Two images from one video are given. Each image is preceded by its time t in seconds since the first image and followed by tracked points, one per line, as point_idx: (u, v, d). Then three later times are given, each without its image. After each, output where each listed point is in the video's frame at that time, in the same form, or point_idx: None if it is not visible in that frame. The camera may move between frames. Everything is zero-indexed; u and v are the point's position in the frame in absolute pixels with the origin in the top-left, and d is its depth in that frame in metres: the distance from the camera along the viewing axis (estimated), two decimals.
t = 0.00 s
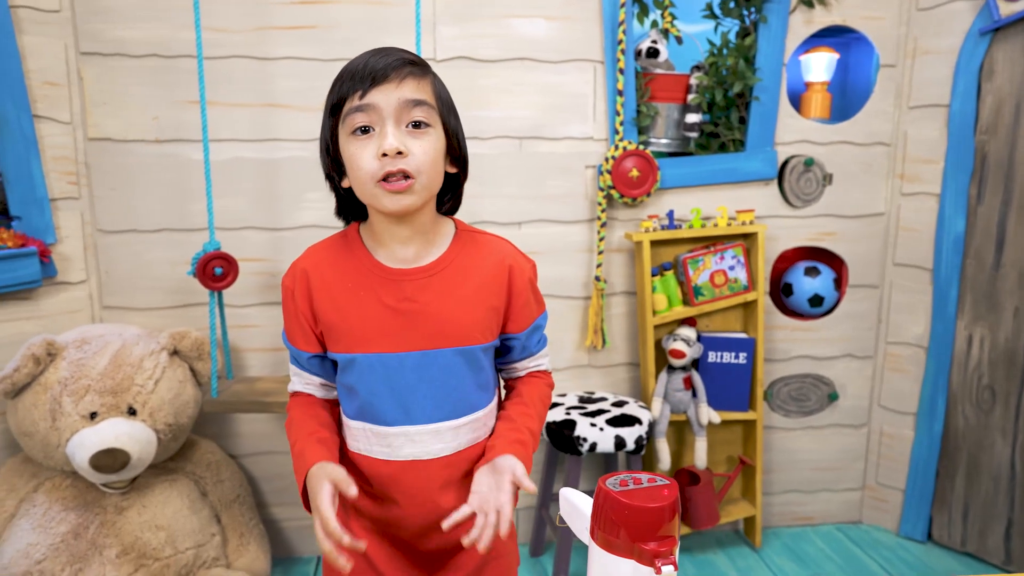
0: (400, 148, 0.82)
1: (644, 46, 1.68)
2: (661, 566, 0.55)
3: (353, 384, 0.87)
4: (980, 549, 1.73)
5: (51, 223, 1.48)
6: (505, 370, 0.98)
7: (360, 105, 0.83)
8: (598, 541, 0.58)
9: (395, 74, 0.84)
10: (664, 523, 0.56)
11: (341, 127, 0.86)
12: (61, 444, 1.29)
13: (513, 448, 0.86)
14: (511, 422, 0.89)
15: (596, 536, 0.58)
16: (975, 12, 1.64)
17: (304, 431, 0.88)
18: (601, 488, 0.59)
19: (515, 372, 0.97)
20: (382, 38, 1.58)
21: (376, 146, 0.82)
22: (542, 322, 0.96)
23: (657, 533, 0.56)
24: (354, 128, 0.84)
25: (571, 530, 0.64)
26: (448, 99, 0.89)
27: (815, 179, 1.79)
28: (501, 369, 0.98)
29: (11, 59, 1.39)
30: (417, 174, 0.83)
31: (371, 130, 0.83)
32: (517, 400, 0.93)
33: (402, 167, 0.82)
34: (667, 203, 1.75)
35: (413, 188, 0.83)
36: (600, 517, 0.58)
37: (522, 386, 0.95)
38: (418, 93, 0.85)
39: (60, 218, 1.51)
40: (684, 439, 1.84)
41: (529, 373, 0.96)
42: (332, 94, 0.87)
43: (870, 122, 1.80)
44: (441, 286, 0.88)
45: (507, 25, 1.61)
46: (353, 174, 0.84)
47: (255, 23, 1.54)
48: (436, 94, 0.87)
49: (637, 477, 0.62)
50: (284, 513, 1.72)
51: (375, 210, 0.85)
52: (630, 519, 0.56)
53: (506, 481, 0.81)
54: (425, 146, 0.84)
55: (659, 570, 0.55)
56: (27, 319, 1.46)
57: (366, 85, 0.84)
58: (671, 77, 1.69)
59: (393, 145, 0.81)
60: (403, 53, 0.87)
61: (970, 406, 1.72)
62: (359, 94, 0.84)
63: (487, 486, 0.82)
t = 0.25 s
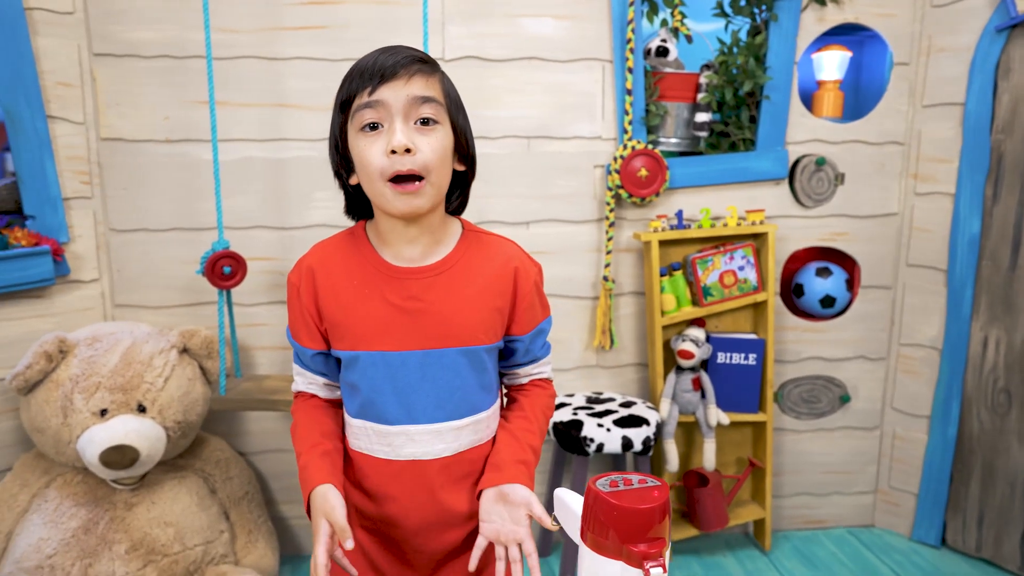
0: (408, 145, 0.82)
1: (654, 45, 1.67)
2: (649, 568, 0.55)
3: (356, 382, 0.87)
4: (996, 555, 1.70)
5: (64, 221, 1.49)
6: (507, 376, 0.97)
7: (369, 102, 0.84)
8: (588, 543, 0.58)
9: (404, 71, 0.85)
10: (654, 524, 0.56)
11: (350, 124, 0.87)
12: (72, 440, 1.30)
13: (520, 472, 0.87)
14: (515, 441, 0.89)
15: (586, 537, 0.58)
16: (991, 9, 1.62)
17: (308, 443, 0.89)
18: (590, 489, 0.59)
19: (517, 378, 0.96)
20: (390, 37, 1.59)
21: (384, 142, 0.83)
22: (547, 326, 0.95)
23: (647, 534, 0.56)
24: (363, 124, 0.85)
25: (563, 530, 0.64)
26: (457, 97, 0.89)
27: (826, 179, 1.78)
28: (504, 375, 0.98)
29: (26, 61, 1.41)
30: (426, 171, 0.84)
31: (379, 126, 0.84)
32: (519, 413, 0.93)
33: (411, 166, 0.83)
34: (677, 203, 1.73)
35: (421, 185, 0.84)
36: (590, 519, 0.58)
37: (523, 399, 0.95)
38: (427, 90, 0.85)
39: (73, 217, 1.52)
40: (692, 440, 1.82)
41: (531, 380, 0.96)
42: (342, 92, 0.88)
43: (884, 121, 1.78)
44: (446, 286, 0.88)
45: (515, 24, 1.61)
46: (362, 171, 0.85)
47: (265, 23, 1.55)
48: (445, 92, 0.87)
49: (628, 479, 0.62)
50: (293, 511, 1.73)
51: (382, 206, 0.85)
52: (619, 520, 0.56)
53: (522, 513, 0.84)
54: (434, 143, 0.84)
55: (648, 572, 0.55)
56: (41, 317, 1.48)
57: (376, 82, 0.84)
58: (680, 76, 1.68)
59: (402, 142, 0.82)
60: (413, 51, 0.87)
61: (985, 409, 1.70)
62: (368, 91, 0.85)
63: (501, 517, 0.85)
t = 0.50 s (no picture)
0: (416, 137, 0.82)
1: (664, 43, 1.67)
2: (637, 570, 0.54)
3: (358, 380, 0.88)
4: (1012, 561, 1.67)
5: (77, 221, 1.51)
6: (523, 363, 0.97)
7: (378, 96, 0.84)
8: (576, 543, 0.57)
9: (413, 66, 0.85)
10: (643, 525, 0.56)
11: (358, 119, 0.87)
12: (83, 436, 1.32)
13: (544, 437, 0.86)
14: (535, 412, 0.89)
15: (573, 538, 0.58)
16: (1008, 5, 1.59)
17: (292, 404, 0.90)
18: (578, 490, 0.59)
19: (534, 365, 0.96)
20: (399, 37, 1.59)
21: (392, 136, 0.83)
22: (554, 318, 0.94)
23: (635, 536, 0.56)
24: (371, 119, 0.85)
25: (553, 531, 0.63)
26: (466, 94, 0.89)
27: (839, 179, 1.76)
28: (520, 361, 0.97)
29: (41, 62, 1.43)
30: (434, 165, 0.84)
31: (388, 121, 0.84)
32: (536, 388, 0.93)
33: (419, 157, 0.83)
34: (686, 203, 1.72)
35: (429, 177, 0.84)
36: (579, 521, 0.57)
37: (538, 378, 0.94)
38: (436, 86, 0.85)
39: (87, 216, 1.54)
40: (702, 442, 1.81)
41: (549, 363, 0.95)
42: (350, 88, 0.88)
43: (898, 120, 1.76)
44: (450, 285, 0.88)
45: (524, 24, 1.61)
46: (368, 165, 0.85)
47: (275, 24, 1.56)
48: (454, 88, 0.87)
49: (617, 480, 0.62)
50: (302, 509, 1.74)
51: (388, 202, 0.85)
52: (606, 519, 0.55)
53: (540, 462, 0.81)
54: (442, 138, 0.84)
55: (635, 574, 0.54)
56: (55, 315, 1.50)
57: (385, 77, 0.85)
58: (690, 75, 1.68)
59: (410, 135, 0.82)
60: (423, 48, 0.88)
61: (1002, 412, 1.67)
62: (377, 86, 0.85)
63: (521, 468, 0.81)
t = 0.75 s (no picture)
0: (426, 147, 0.83)
1: (676, 41, 1.66)
2: (620, 567, 0.61)
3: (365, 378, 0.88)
4: None
5: (92, 218, 1.53)
6: (528, 368, 1.00)
7: (387, 102, 0.84)
8: (565, 541, 0.63)
9: (424, 71, 0.85)
10: (628, 524, 0.61)
11: (366, 124, 0.87)
12: (97, 430, 1.34)
13: (593, 430, 0.90)
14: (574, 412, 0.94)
15: (563, 535, 0.64)
16: None
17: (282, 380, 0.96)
18: (566, 488, 0.64)
19: (539, 368, 0.99)
20: (410, 36, 1.60)
21: (401, 144, 0.84)
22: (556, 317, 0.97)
23: (621, 534, 0.61)
24: (380, 125, 0.85)
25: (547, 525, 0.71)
26: (477, 97, 0.89)
27: (853, 177, 1.73)
28: (520, 365, 1.00)
29: (58, 62, 1.45)
30: (444, 174, 0.85)
31: (397, 128, 0.84)
32: (561, 391, 0.97)
33: (430, 167, 0.84)
34: (698, 201, 1.71)
35: (438, 187, 0.85)
36: (567, 518, 0.63)
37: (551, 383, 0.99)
38: (447, 91, 0.85)
39: (102, 214, 1.57)
40: (712, 443, 1.79)
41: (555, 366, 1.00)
42: (359, 89, 0.88)
43: (914, 118, 1.73)
44: (458, 286, 0.89)
45: (534, 22, 1.61)
46: (377, 172, 0.86)
47: (287, 24, 1.58)
48: (464, 92, 0.87)
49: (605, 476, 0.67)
50: (312, 505, 1.75)
51: (397, 208, 0.86)
52: (592, 519, 0.61)
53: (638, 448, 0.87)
54: (452, 146, 0.85)
55: (619, 570, 0.60)
56: (70, 311, 1.52)
57: (395, 82, 0.84)
58: (701, 73, 1.66)
59: (420, 145, 0.83)
60: (433, 49, 0.87)
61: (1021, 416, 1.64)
62: (386, 91, 0.85)
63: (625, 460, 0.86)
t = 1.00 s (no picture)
0: (454, 152, 0.83)
1: (690, 39, 1.64)
2: (613, 565, 0.60)
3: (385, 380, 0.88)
4: None
5: (111, 217, 1.56)
6: (540, 369, 0.99)
7: (413, 105, 0.84)
8: (558, 539, 0.63)
9: (450, 74, 0.84)
10: (622, 522, 0.61)
11: (391, 126, 0.87)
12: (113, 425, 1.36)
13: (592, 449, 0.87)
14: (576, 424, 0.92)
15: (556, 534, 0.63)
16: None
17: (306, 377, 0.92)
18: (561, 485, 0.64)
19: (551, 370, 0.98)
20: (423, 36, 1.60)
21: (429, 148, 0.84)
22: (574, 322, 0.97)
23: (615, 531, 0.61)
24: (406, 128, 0.85)
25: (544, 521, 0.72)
26: (501, 98, 0.89)
27: (871, 176, 1.71)
28: (535, 365, 0.99)
29: (78, 63, 1.48)
30: (471, 178, 0.85)
31: (423, 131, 0.84)
32: (567, 398, 0.96)
33: (457, 171, 0.84)
34: (712, 201, 1.69)
35: (465, 191, 0.85)
36: (561, 516, 0.63)
37: (561, 387, 0.97)
38: (473, 94, 0.85)
39: (120, 213, 1.59)
40: (726, 444, 1.78)
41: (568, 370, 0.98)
42: (383, 90, 0.87)
43: (934, 115, 1.70)
44: (479, 289, 0.88)
45: (547, 20, 1.60)
46: (403, 174, 0.86)
47: (302, 24, 1.59)
48: (489, 94, 0.87)
49: (600, 474, 0.67)
50: (325, 502, 1.76)
51: (422, 211, 0.86)
52: (587, 517, 0.61)
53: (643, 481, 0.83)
54: (480, 149, 0.85)
55: (611, 569, 0.60)
56: (89, 308, 1.55)
57: (421, 85, 0.84)
58: (716, 71, 1.64)
59: (448, 149, 0.83)
60: (458, 50, 0.87)
61: None
62: (412, 94, 0.84)
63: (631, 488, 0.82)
